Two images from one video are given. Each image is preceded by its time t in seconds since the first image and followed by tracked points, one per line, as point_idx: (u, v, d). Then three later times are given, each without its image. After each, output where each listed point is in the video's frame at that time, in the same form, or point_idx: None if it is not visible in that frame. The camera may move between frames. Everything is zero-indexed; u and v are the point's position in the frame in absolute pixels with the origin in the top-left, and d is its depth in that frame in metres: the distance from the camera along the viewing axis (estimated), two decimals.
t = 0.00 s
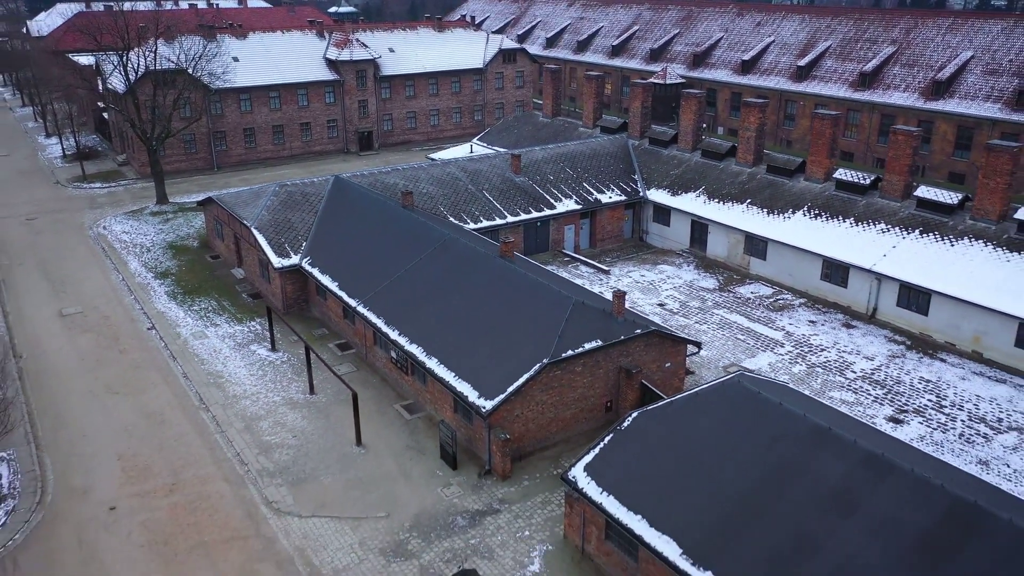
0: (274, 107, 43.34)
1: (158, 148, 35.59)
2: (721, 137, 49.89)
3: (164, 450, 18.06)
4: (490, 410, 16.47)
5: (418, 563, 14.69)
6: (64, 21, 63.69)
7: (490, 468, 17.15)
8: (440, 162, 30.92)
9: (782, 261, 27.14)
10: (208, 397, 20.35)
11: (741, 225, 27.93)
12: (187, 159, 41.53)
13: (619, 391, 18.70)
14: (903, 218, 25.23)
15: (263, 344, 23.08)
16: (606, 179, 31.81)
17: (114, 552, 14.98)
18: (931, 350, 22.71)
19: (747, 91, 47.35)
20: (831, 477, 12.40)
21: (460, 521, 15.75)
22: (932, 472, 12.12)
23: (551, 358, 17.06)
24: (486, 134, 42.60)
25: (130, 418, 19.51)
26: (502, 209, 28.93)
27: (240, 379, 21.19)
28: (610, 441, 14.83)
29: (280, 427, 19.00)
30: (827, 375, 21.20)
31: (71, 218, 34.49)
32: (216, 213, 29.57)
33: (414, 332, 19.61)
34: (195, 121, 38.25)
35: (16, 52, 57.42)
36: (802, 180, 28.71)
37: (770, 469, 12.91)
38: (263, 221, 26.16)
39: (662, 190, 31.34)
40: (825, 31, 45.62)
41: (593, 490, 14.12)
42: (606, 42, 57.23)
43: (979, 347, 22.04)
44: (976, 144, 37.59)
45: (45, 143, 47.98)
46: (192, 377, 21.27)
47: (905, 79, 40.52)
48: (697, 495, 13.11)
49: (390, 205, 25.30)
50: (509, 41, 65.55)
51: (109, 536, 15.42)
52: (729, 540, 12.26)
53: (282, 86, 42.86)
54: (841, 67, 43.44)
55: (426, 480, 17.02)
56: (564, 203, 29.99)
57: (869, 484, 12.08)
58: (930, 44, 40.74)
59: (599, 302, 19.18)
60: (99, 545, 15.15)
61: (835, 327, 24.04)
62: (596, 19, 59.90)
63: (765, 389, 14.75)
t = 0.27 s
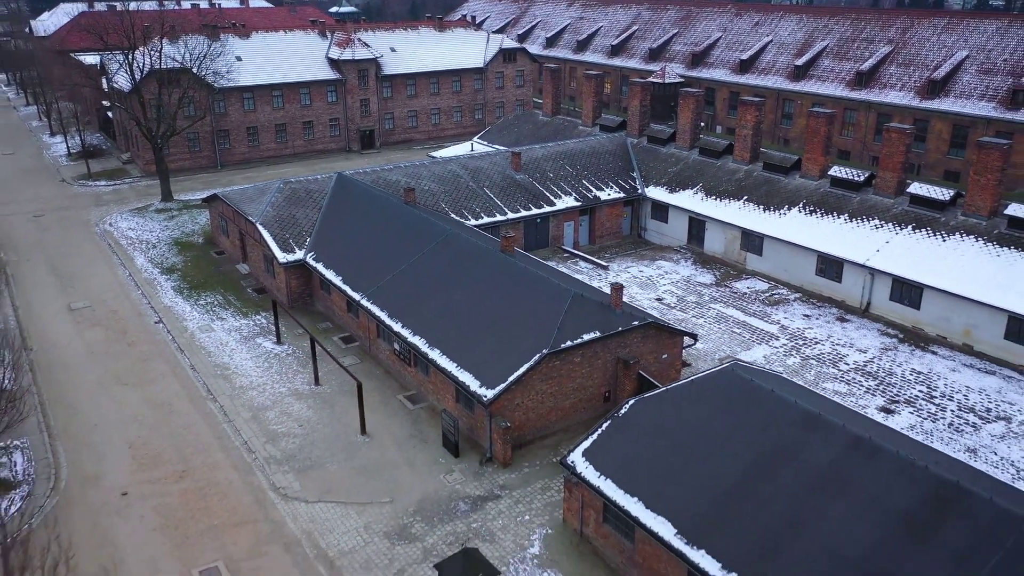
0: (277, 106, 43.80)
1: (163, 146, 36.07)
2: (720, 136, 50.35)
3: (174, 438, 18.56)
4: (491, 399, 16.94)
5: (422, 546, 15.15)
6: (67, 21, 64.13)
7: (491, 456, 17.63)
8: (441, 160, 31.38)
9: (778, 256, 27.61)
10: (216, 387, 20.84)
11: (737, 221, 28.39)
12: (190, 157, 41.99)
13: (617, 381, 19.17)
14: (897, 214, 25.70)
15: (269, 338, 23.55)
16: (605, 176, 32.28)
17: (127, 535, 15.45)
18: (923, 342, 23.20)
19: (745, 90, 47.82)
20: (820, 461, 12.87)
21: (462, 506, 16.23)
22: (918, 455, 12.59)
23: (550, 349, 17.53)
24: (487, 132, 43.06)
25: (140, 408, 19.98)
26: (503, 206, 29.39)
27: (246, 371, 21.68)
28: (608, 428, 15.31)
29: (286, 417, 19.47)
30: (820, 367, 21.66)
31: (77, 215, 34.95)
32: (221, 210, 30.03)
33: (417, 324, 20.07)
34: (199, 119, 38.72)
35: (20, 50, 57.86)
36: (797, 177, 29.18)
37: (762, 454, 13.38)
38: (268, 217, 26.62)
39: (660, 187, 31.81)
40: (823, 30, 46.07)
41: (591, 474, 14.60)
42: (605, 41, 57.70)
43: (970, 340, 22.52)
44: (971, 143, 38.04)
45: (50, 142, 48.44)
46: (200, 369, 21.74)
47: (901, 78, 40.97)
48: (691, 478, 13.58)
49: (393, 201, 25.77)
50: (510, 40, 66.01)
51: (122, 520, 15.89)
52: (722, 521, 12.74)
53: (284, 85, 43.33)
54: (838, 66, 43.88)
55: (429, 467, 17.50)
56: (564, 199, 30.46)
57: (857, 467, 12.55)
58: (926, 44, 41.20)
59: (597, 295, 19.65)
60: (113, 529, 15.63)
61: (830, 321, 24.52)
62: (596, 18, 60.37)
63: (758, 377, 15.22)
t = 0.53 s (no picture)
0: (279, 105, 44.20)
1: (167, 145, 36.49)
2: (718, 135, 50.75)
3: (181, 429, 18.96)
4: (492, 390, 17.34)
5: (425, 532, 15.56)
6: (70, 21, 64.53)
7: (492, 445, 18.03)
8: (442, 158, 31.77)
9: (775, 252, 28.02)
10: (222, 380, 21.24)
11: (734, 218, 28.79)
12: (194, 156, 42.39)
13: (615, 374, 19.57)
14: (891, 211, 26.10)
15: (273, 332, 23.96)
16: (604, 174, 32.68)
17: (137, 522, 15.84)
18: (916, 337, 23.60)
19: (743, 89, 48.23)
20: (811, 447, 13.27)
21: (464, 494, 16.63)
22: (906, 440, 13.00)
23: (550, 341, 17.94)
24: (487, 131, 43.47)
25: (148, 400, 20.39)
26: (504, 203, 29.79)
27: (252, 364, 22.09)
28: (606, 417, 15.72)
29: (291, 408, 19.87)
30: (815, 361, 22.07)
31: (83, 213, 35.33)
32: (226, 208, 30.43)
33: (419, 318, 20.47)
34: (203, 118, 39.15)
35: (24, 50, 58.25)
36: (794, 175, 29.59)
37: (754, 441, 13.78)
38: (272, 214, 27.03)
39: (659, 185, 32.22)
40: (821, 30, 46.44)
41: (590, 462, 15.00)
42: (605, 41, 58.10)
43: (962, 334, 22.93)
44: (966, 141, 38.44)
45: (55, 141, 48.83)
46: (206, 363, 22.15)
47: (898, 78, 41.35)
48: (686, 465, 13.98)
49: (395, 199, 26.18)
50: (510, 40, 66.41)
51: (132, 508, 16.28)
52: (716, 505, 13.14)
53: (287, 84, 43.72)
54: (836, 66, 44.27)
55: (432, 456, 17.90)
56: (564, 197, 30.87)
57: (847, 452, 12.96)
58: (922, 44, 41.59)
59: (596, 289, 20.06)
60: (123, 516, 16.02)
61: (825, 315, 24.92)
62: (595, 18, 60.79)
63: (752, 367, 15.63)
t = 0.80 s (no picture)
0: (282, 104, 44.61)
1: (172, 143, 36.90)
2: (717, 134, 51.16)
3: (189, 419, 19.35)
4: (493, 381, 17.75)
5: (428, 519, 15.97)
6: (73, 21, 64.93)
7: (492, 436, 18.45)
8: (443, 155, 32.16)
9: (771, 249, 28.44)
10: (227, 373, 21.64)
11: (731, 215, 29.21)
12: (197, 154, 42.79)
13: (613, 366, 19.97)
14: (886, 207, 26.51)
15: (278, 326, 24.38)
16: (604, 172, 33.10)
17: (146, 508, 16.23)
18: (909, 331, 24.02)
19: (741, 89, 48.63)
20: (803, 434, 13.68)
21: (465, 482, 17.05)
22: (894, 427, 13.41)
23: (549, 333, 18.35)
24: (488, 130, 43.87)
25: (154, 392, 20.79)
26: (504, 200, 30.21)
27: (256, 357, 22.49)
28: (603, 407, 16.13)
29: (295, 400, 20.29)
30: (810, 354, 22.48)
31: (87, 211, 35.73)
32: (230, 205, 30.84)
33: (421, 312, 20.88)
34: (207, 117, 39.56)
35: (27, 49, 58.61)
36: (790, 173, 30.00)
37: (748, 428, 14.20)
38: (276, 211, 27.44)
39: (657, 182, 32.64)
40: (819, 29, 46.81)
41: (588, 449, 15.40)
42: (604, 41, 58.48)
43: (955, 328, 23.35)
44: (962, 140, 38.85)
45: (59, 139, 49.24)
46: (211, 356, 22.56)
47: (895, 77, 41.73)
48: (681, 452, 14.40)
49: (397, 195, 26.59)
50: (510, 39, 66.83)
51: (141, 495, 16.68)
52: (710, 490, 13.55)
53: (289, 83, 44.13)
54: (833, 65, 44.66)
55: (434, 446, 18.32)
56: (563, 194, 31.28)
57: (837, 438, 13.38)
58: (919, 43, 41.97)
59: (595, 283, 20.46)
60: (133, 502, 16.41)
61: (820, 310, 25.34)
62: (595, 18, 61.19)
63: (746, 357, 16.04)
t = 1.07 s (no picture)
0: (284, 103, 45.09)
1: (176, 141, 37.39)
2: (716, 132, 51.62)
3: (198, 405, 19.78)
4: (494, 371, 18.24)
5: (430, 504, 16.45)
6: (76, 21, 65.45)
7: (493, 425, 18.92)
8: (445, 153, 32.62)
9: (767, 245, 28.92)
10: (234, 365, 22.11)
11: (728, 212, 29.68)
12: (200, 153, 43.27)
13: (611, 357, 20.46)
14: (880, 204, 26.98)
15: (283, 320, 24.87)
16: (603, 170, 33.57)
17: (157, 492, 16.72)
18: (902, 325, 24.50)
19: (739, 88, 49.07)
20: (794, 420, 14.15)
21: (467, 469, 17.52)
22: (881, 412, 13.89)
23: (549, 325, 18.81)
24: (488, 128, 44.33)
25: (162, 383, 21.27)
26: (504, 197, 30.68)
27: (262, 350, 22.97)
28: (601, 395, 16.61)
29: (301, 391, 20.77)
30: (804, 347, 22.97)
31: (93, 208, 36.20)
32: (234, 202, 31.32)
33: (424, 305, 21.36)
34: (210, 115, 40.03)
35: (31, 49, 59.09)
36: (786, 170, 30.49)
37: (740, 415, 14.68)
38: (281, 207, 27.92)
39: (656, 180, 33.11)
40: (816, 29, 47.22)
41: (586, 436, 15.87)
42: (604, 40, 58.92)
43: (947, 322, 23.82)
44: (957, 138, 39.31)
45: (63, 138, 49.73)
46: (218, 348, 23.05)
47: (891, 76, 42.10)
48: (676, 438, 14.88)
49: (399, 192, 27.06)
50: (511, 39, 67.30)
51: (152, 480, 17.16)
52: (704, 473, 14.03)
53: (292, 82, 44.61)
54: (830, 64, 45.07)
55: (436, 435, 18.79)
56: (563, 192, 31.77)
57: (826, 423, 13.87)
58: (915, 43, 42.38)
59: (594, 276, 20.91)
60: (144, 486, 16.89)
61: (815, 305, 25.82)
62: (595, 18, 61.65)
63: (740, 347, 16.51)
